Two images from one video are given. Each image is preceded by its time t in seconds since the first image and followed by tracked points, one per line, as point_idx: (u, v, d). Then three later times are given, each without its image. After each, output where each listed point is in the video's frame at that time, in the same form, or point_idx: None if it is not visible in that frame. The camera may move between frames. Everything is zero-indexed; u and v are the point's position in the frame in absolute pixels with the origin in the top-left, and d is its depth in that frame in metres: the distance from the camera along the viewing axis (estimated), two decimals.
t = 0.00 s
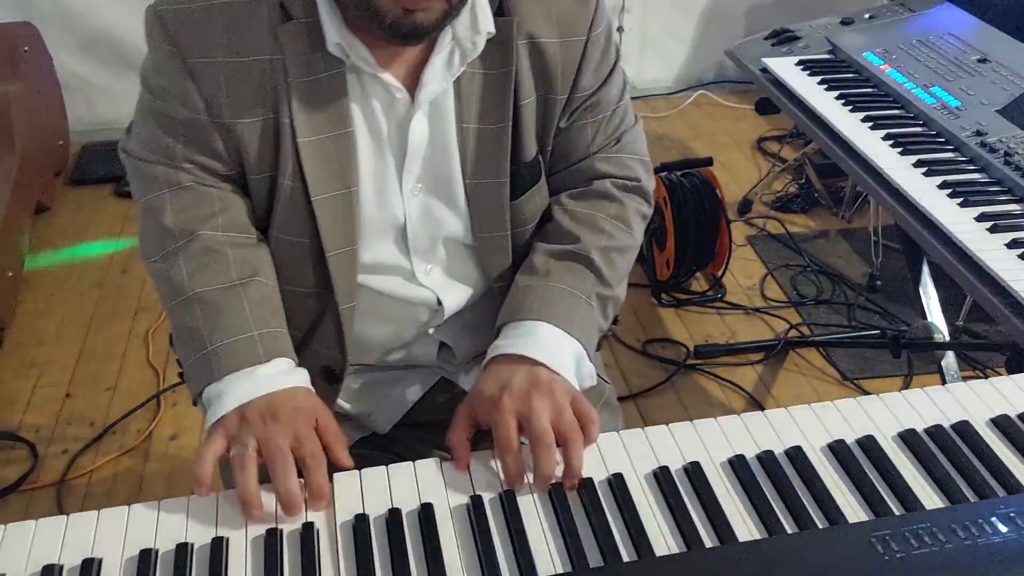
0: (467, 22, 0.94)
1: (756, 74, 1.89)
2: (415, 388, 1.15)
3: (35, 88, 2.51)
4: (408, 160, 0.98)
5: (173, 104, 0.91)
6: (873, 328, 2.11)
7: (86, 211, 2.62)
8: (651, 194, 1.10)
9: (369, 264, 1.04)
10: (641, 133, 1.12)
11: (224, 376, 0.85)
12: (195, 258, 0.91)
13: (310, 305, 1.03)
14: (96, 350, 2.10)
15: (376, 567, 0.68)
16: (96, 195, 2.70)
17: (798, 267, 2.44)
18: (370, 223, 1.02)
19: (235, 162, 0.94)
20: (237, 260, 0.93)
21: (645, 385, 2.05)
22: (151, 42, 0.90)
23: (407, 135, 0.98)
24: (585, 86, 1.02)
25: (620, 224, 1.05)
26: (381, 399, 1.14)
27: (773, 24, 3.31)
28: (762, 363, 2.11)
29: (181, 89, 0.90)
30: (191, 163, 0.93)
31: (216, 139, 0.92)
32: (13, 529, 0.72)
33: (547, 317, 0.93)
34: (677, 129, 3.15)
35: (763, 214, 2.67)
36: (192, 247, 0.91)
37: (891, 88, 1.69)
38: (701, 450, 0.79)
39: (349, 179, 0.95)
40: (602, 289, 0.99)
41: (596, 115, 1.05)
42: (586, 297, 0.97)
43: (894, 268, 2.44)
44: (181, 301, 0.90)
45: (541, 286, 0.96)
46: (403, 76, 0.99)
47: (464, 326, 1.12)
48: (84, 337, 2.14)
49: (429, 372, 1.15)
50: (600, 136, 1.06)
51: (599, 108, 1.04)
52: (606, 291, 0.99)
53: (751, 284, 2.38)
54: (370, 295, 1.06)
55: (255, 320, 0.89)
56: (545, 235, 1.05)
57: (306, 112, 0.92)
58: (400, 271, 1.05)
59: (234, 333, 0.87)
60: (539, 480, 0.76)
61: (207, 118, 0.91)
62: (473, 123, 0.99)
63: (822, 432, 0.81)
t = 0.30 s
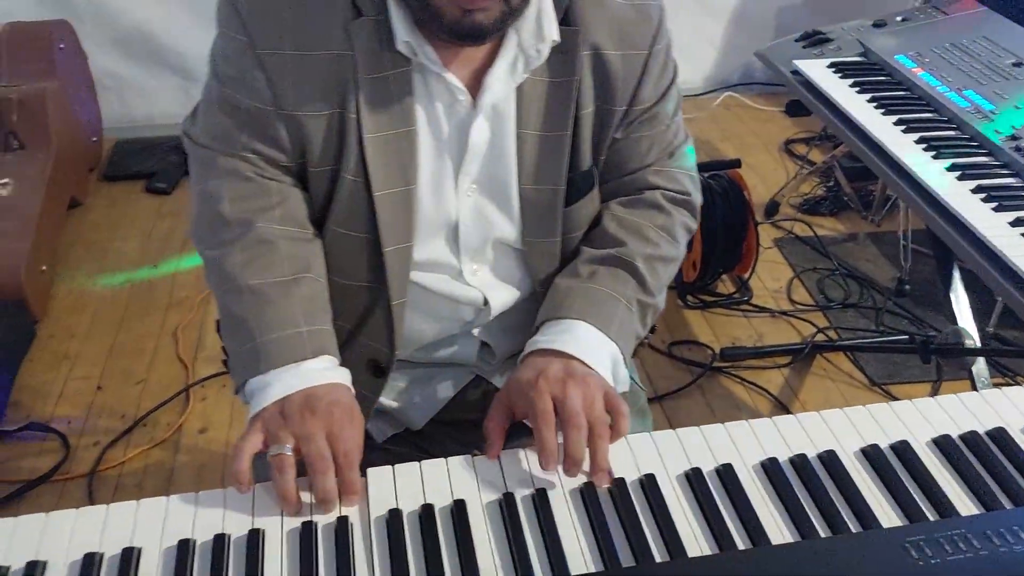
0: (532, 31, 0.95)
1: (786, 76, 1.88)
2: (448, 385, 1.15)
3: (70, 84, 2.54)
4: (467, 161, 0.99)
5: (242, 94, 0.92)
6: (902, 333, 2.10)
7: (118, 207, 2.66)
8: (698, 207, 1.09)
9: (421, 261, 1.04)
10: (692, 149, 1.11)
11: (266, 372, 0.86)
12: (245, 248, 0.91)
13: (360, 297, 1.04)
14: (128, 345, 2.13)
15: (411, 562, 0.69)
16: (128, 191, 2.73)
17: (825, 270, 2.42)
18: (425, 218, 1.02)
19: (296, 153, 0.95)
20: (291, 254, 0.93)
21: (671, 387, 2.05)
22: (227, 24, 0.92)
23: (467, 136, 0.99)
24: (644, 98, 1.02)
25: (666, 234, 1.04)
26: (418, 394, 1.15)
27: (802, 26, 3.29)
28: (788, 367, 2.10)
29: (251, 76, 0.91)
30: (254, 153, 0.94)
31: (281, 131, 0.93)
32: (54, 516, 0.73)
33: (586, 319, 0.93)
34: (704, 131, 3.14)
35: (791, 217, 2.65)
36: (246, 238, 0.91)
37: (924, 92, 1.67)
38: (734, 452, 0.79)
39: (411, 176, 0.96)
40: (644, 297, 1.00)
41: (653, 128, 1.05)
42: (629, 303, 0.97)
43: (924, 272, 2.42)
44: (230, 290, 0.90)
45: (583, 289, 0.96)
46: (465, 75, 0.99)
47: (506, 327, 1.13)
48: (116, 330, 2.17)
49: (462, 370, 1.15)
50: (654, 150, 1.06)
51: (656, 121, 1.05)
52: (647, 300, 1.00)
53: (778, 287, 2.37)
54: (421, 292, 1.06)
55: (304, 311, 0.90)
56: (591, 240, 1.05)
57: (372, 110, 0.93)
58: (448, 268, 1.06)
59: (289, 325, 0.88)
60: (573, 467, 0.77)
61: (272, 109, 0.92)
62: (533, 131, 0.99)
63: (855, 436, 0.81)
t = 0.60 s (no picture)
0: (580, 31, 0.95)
1: (819, 75, 1.87)
2: (481, 382, 1.16)
3: (104, 81, 2.57)
4: (510, 162, 0.99)
5: (286, 90, 0.92)
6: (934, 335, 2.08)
7: (150, 202, 2.68)
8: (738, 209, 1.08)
9: (461, 261, 1.05)
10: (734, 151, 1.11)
11: (300, 373, 0.87)
12: (283, 252, 0.92)
13: (401, 296, 1.04)
14: (158, 338, 2.15)
15: (442, 558, 0.69)
16: (159, 186, 2.76)
17: (855, 271, 2.40)
18: (466, 220, 1.02)
19: (339, 150, 0.96)
20: (327, 259, 0.94)
21: (699, 386, 2.04)
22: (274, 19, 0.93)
23: (511, 136, 0.99)
24: (686, 100, 1.02)
25: (705, 238, 1.04)
26: (453, 392, 1.15)
27: (835, 25, 3.25)
28: (819, 367, 2.09)
29: (296, 75, 0.91)
30: (298, 152, 0.94)
31: (324, 127, 0.93)
32: (90, 506, 0.74)
33: (626, 323, 0.94)
34: (734, 130, 3.12)
35: (821, 217, 2.63)
36: (285, 240, 0.93)
37: (959, 92, 1.65)
38: (767, 452, 0.78)
39: (453, 176, 0.96)
40: (682, 300, 1.00)
41: (695, 128, 1.04)
42: (665, 308, 0.98)
43: (956, 274, 2.39)
44: (268, 294, 0.91)
45: (621, 292, 0.97)
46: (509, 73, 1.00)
47: (545, 327, 1.12)
48: (147, 324, 2.19)
49: (496, 369, 1.16)
50: (694, 151, 1.06)
51: (698, 121, 1.04)
52: (684, 304, 1.00)
53: (807, 287, 2.35)
54: (462, 292, 1.07)
55: (337, 316, 0.91)
56: (631, 243, 1.05)
57: (416, 110, 0.93)
58: (488, 268, 1.06)
59: (320, 330, 0.89)
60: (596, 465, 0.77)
61: (318, 107, 0.92)
62: (575, 130, 0.99)
63: (889, 439, 0.80)
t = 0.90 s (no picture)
0: (583, 20, 0.95)
1: (831, 75, 1.86)
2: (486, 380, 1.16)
3: (115, 78, 2.57)
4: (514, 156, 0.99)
5: (289, 86, 0.91)
6: (944, 338, 2.07)
7: (159, 198, 2.69)
8: (747, 198, 1.07)
9: (467, 257, 1.04)
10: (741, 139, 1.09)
11: (294, 374, 0.87)
12: (283, 252, 0.92)
13: (403, 291, 1.04)
14: (166, 334, 2.15)
15: (446, 556, 0.69)
16: (169, 183, 2.77)
17: (866, 273, 2.39)
18: (471, 214, 1.02)
19: (341, 148, 0.95)
20: (326, 261, 0.93)
21: (706, 387, 2.03)
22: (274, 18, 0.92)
23: (517, 129, 0.98)
24: (689, 89, 1.01)
25: (713, 228, 1.02)
26: (458, 390, 1.15)
27: (847, 25, 3.24)
28: (828, 369, 2.08)
29: (297, 70, 0.91)
30: (300, 150, 0.94)
31: (326, 123, 0.92)
32: (95, 499, 0.74)
33: (626, 317, 0.93)
34: (744, 131, 3.11)
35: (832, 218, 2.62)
36: (284, 241, 0.93)
37: (972, 93, 1.64)
38: (775, 451, 0.78)
39: (457, 172, 0.96)
40: (688, 293, 0.99)
41: (697, 117, 1.03)
42: (671, 300, 0.97)
43: (968, 277, 2.37)
44: (265, 294, 0.92)
45: (627, 286, 0.96)
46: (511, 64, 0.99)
47: (551, 327, 1.12)
48: (156, 319, 2.20)
49: (502, 369, 1.16)
50: (698, 140, 1.04)
51: (701, 109, 1.03)
52: (689, 295, 0.98)
53: (817, 289, 2.34)
54: (466, 288, 1.07)
55: (332, 320, 0.90)
56: (636, 234, 1.04)
57: (419, 102, 0.93)
58: (493, 264, 1.06)
59: (312, 334, 0.88)
60: (601, 472, 0.75)
61: (319, 102, 0.91)
62: (580, 122, 0.99)
63: (897, 441, 0.79)
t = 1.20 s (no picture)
0: (566, 13, 0.94)
1: (840, 75, 1.85)
2: (488, 377, 1.15)
3: (125, 74, 2.58)
4: (503, 152, 0.99)
5: (276, 95, 0.92)
6: (951, 340, 2.06)
7: (168, 194, 2.70)
8: (745, 189, 1.07)
9: (460, 254, 1.05)
10: (736, 129, 1.10)
11: (302, 365, 0.87)
12: (285, 253, 0.93)
13: (397, 295, 1.04)
14: (173, 330, 2.16)
15: (450, 554, 0.69)
16: (178, 179, 2.78)
17: (873, 274, 2.39)
18: (463, 212, 1.02)
19: (331, 152, 0.95)
20: (326, 252, 0.94)
21: (712, 387, 2.03)
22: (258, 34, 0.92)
23: (504, 127, 0.99)
24: (680, 81, 1.01)
25: (712, 221, 1.02)
26: (458, 387, 1.16)
27: (856, 25, 3.23)
28: (834, 369, 2.08)
29: (285, 79, 0.91)
30: (290, 153, 0.94)
31: (313, 126, 0.92)
32: (102, 493, 0.74)
33: (630, 312, 0.93)
34: (753, 130, 3.10)
35: (839, 218, 2.62)
36: (284, 239, 0.93)
37: (981, 93, 1.64)
38: (779, 452, 0.78)
39: (445, 172, 0.96)
40: (690, 290, 0.99)
41: (692, 110, 1.03)
42: (672, 295, 0.97)
43: (976, 278, 2.37)
44: (269, 288, 0.92)
45: (634, 283, 0.95)
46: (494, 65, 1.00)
47: (548, 321, 1.12)
48: (164, 315, 2.21)
49: (504, 366, 1.16)
50: (693, 132, 1.04)
51: (695, 103, 1.03)
52: (691, 290, 0.99)
53: (824, 289, 2.34)
54: (457, 286, 1.08)
55: (337, 308, 0.91)
56: (634, 230, 1.04)
57: (403, 100, 0.93)
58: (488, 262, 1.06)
59: (324, 321, 0.89)
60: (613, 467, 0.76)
61: (306, 108, 0.92)
62: (569, 117, 0.98)
63: (903, 442, 0.79)
